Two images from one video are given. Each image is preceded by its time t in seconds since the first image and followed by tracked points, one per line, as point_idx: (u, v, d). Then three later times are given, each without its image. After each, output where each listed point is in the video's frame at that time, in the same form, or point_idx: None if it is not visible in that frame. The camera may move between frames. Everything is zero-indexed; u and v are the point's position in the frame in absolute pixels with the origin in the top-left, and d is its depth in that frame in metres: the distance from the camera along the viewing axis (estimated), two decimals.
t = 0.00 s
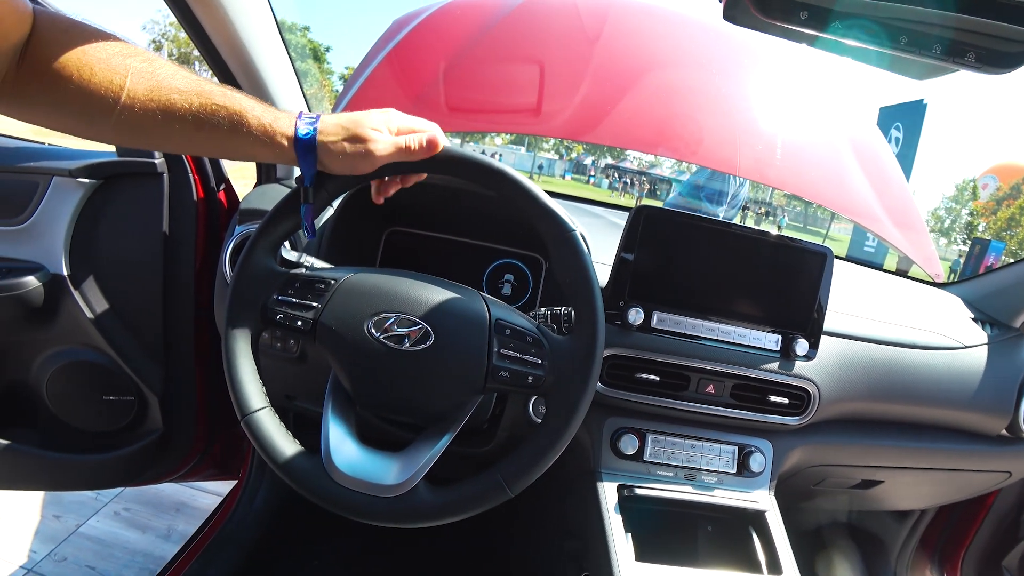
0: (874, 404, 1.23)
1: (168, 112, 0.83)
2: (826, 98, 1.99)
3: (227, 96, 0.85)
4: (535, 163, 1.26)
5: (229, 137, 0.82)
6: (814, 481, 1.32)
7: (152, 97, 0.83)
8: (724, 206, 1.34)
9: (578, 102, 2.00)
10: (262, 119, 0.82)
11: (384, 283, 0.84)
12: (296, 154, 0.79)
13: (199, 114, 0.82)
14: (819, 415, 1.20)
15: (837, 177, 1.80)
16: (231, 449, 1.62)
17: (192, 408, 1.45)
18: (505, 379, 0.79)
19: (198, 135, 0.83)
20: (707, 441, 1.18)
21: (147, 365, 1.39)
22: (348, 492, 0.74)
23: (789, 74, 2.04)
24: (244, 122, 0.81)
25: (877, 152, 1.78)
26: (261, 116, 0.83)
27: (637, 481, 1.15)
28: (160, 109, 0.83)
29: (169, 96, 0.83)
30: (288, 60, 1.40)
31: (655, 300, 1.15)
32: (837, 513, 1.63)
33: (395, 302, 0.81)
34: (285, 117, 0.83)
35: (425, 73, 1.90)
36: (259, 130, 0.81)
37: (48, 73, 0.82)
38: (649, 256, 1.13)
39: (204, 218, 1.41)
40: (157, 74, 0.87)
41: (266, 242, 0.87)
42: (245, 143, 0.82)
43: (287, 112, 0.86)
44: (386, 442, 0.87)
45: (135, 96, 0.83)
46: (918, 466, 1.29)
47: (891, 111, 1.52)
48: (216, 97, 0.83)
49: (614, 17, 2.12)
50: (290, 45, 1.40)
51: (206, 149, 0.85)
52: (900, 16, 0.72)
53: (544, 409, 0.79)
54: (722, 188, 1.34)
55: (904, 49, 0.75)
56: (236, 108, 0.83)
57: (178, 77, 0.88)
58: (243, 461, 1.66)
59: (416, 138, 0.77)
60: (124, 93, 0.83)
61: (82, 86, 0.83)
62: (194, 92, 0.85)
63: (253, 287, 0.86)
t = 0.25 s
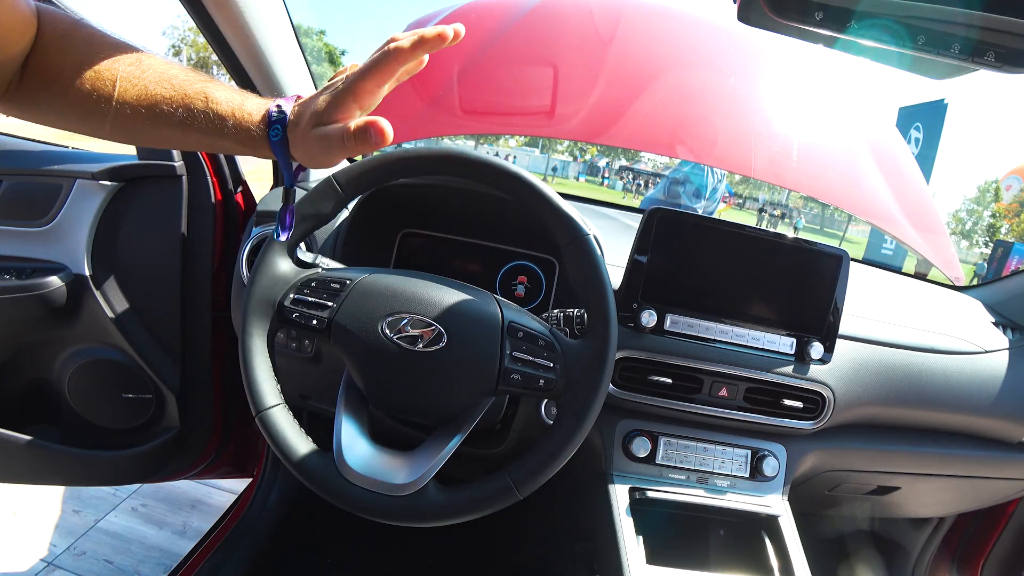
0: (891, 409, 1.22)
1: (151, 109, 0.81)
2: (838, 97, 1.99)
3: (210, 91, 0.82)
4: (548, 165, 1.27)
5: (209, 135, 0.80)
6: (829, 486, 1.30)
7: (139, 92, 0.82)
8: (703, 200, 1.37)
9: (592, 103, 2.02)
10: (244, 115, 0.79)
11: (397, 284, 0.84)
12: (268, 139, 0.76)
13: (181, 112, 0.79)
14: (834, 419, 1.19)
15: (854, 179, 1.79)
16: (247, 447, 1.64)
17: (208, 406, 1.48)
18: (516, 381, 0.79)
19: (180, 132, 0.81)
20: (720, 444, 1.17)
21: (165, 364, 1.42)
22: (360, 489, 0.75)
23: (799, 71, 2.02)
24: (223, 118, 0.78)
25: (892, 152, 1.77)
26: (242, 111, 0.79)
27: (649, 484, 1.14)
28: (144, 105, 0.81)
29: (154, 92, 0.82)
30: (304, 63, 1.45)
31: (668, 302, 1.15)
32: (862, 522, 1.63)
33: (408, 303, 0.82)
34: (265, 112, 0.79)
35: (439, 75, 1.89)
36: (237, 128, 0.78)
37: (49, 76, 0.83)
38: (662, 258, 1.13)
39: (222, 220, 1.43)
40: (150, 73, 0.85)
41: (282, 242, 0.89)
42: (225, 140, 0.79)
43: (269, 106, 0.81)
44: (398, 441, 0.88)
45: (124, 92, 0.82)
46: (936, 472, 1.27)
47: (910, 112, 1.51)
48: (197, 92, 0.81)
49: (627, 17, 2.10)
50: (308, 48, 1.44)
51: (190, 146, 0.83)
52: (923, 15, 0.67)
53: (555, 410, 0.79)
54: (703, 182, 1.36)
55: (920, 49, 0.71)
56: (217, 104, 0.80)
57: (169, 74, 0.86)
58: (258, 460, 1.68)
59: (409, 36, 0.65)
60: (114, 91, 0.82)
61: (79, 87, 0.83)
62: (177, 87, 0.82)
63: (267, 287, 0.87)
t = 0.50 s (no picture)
0: (904, 410, 1.20)
1: (179, 77, 0.82)
2: (850, 97, 1.97)
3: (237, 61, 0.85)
4: (557, 166, 1.26)
5: (244, 101, 0.83)
6: (840, 488, 1.29)
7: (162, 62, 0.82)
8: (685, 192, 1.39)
9: (598, 103, 2.01)
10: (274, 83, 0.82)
11: (404, 283, 0.84)
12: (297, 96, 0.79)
13: (217, 80, 0.82)
14: (847, 420, 1.17)
15: (860, 180, 1.77)
16: (254, 447, 1.64)
17: (215, 405, 1.48)
18: (524, 381, 0.78)
19: (213, 100, 0.83)
20: (730, 445, 1.16)
21: (172, 364, 1.41)
22: (366, 490, 0.74)
23: (808, 69, 1.98)
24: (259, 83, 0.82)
25: (904, 152, 1.76)
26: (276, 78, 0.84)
27: (658, 485, 1.13)
28: (170, 74, 0.82)
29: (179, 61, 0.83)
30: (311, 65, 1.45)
31: (677, 302, 1.14)
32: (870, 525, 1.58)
33: (415, 301, 0.81)
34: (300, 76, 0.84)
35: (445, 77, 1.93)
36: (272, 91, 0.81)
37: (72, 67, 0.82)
38: (671, 258, 1.11)
39: (229, 220, 1.44)
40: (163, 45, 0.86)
41: (289, 241, 0.88)
42: (262, 106, 0.83)
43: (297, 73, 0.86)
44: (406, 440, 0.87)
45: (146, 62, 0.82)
46: (950, 475, 1.25)
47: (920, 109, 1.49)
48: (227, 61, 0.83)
49: (635, 16, 2.10)
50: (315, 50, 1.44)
51: (222, 113, 0.85)
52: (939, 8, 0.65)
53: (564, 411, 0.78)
54: (683, 176, 1.40)
55: (937, 43, 0.69)
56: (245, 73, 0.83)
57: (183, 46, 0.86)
58: (265, 460, 1.68)
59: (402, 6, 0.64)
60: (135, 60, 0.82)
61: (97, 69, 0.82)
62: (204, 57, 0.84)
63: (273, 285, 0.87)
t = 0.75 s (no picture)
0: (918, 412, 1.18)
1: (228, 108, 0.80)
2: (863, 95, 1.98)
3: (287, 88, 0.82)
4: (564, 163, 1.27)
5: (292, 133, 0.79)
6: (852, 490, 1.27)
7: (213, 91, 0.79)
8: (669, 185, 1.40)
9: (608, 102, 1.96)
10: (333, 115, 0.79)
11: (414, 283, 0.84)
12: (349, 140, 0.77)
13: (265, 111, 0.79)
14: (859, 421, 1.16)
15: (871, 179, 1.74)
16: (264, 446, 1.64)
17: (225, 405, 1.49)
18: (534, 382, 0.78)
19: (261, 132, 0.80)
20: (741, 446, 1.15)
21: (183, 363, 1.42)
22: (375, 490, 0.74)
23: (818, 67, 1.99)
24: (307, 115, 0.78)
25: (917, 153, 1.74)
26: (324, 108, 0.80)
27: (668, 486, 1.13)
28: (220, 105, 0.79)
29: (230, 91, 0.80)
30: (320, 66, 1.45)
31: (688, 302, 1.13)
32: (877, 525, 1.55)
33: (425, 302, 0.81)
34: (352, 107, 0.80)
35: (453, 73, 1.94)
36: (323, 126, 0.78)
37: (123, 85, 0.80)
38: (681, 257, 1.11)
39: (239, 222, 1.44)
40: (220, 71, 0.82)
41: (298, 241, 0.88)
42: (309, 138, 0.79)
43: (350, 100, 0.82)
44: (416, 441, 0.87)
45: (197, 93, 0.79)
46: (965, 478, 1.23)
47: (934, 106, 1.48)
48: (275, 90, 0.80)
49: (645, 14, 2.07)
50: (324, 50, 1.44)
51: (268, 146, 0.82)
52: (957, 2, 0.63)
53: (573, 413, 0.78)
54: (669, 169, 1.40)
55: (953, 38, 0.67)
56: (301, 105, 0.79)
57: (241, 71, 0.83)
58: (275, 459, 1.69)
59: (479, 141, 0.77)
60: (186, 90, 0.79)
61: (150, 91, 0.80)
62: (254, 84, 0.81)
63: (284, 284, 0.87)
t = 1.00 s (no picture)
0: (915, 414, 1.19)
1: (251, 116, 0.82)
2: (867, 100, 1.97)
3: (307, 95, 0.84)
4: (564, 166, 1.29)
5: (315, 138, 0.82)
6: (849, 491, 1.29)
7: (236, 101, 0.81)
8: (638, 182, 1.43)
9: (611, 103, 1.97)
10: (353, 119, 0.81)
11: (414, 284, 0.85)
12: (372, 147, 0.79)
13: (288, 116, 0.81)
14: (856, 422, 1.17)
15: (874, 182, 1.76)
16: (266, 445, 1.66)
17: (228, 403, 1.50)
18: (532, 383, 0.79)
19: (284, 138, 0.83)
20: (738, 447, 1.16)
21: (186, 362, 1.44)
22: (374, 488, 0.76)
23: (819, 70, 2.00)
24: (328, 120, 0.81)
25: (919, 158, 1.76)
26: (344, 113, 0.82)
27: (665, 486, 1.14)
28: (243, 113, 0.81)
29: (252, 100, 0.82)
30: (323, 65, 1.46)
31: (686, 303, 1.14)
32: (876, 527, 1.55)
33: (425, 303, 0.82)
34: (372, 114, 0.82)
35: (456, 78, 1.98)
36: (344, 129, 0.80)
37: (144, 92, 0.82)
38: (679, 259, 1.12)
39: (243, 223, 1.46)
40: (242, 81, 0.85)
41: (303, 241, 0.90)
42: (331, 143, 0.82)
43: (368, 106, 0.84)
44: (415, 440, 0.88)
45: (220, 103, 0.81)
46: (962, 479, 1.24)
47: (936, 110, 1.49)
48: (297, 97, 0.82)
49: (645, 15, 2.09)
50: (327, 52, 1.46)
51: (291, 151, 0.84)
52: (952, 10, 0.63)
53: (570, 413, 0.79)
54: (638, 167, 1.41)
55: (949, 46, 0.68)
56: (321, 111, 0.81)
57: (262, 81, 0.86)
58: (277, 458, 1.70)
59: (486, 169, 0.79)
60: (209, 101, 0.81)
61: (172, 99, 0.82)
62: (276, 93, 0.83)
63: (287, 285, 0.89)
